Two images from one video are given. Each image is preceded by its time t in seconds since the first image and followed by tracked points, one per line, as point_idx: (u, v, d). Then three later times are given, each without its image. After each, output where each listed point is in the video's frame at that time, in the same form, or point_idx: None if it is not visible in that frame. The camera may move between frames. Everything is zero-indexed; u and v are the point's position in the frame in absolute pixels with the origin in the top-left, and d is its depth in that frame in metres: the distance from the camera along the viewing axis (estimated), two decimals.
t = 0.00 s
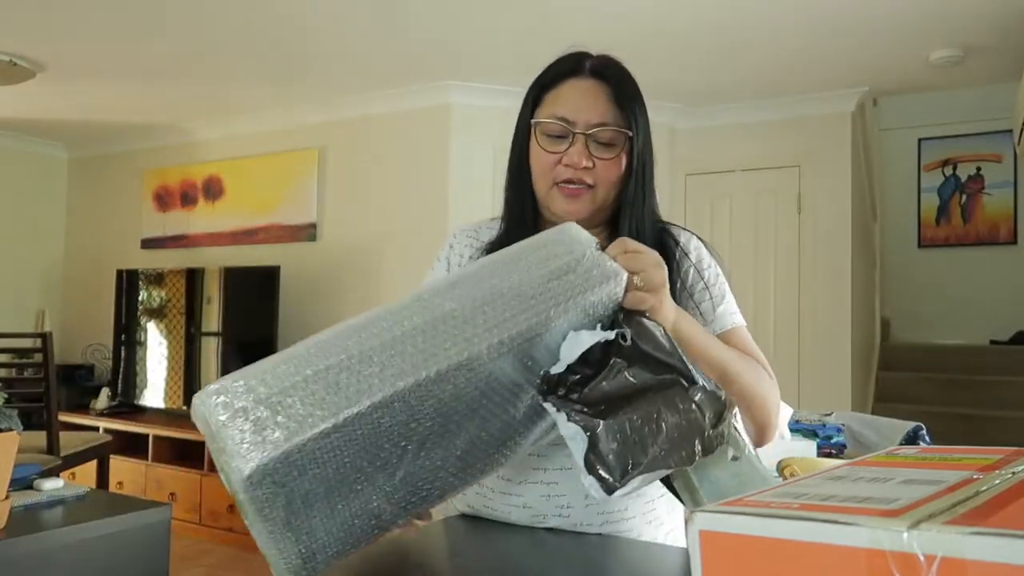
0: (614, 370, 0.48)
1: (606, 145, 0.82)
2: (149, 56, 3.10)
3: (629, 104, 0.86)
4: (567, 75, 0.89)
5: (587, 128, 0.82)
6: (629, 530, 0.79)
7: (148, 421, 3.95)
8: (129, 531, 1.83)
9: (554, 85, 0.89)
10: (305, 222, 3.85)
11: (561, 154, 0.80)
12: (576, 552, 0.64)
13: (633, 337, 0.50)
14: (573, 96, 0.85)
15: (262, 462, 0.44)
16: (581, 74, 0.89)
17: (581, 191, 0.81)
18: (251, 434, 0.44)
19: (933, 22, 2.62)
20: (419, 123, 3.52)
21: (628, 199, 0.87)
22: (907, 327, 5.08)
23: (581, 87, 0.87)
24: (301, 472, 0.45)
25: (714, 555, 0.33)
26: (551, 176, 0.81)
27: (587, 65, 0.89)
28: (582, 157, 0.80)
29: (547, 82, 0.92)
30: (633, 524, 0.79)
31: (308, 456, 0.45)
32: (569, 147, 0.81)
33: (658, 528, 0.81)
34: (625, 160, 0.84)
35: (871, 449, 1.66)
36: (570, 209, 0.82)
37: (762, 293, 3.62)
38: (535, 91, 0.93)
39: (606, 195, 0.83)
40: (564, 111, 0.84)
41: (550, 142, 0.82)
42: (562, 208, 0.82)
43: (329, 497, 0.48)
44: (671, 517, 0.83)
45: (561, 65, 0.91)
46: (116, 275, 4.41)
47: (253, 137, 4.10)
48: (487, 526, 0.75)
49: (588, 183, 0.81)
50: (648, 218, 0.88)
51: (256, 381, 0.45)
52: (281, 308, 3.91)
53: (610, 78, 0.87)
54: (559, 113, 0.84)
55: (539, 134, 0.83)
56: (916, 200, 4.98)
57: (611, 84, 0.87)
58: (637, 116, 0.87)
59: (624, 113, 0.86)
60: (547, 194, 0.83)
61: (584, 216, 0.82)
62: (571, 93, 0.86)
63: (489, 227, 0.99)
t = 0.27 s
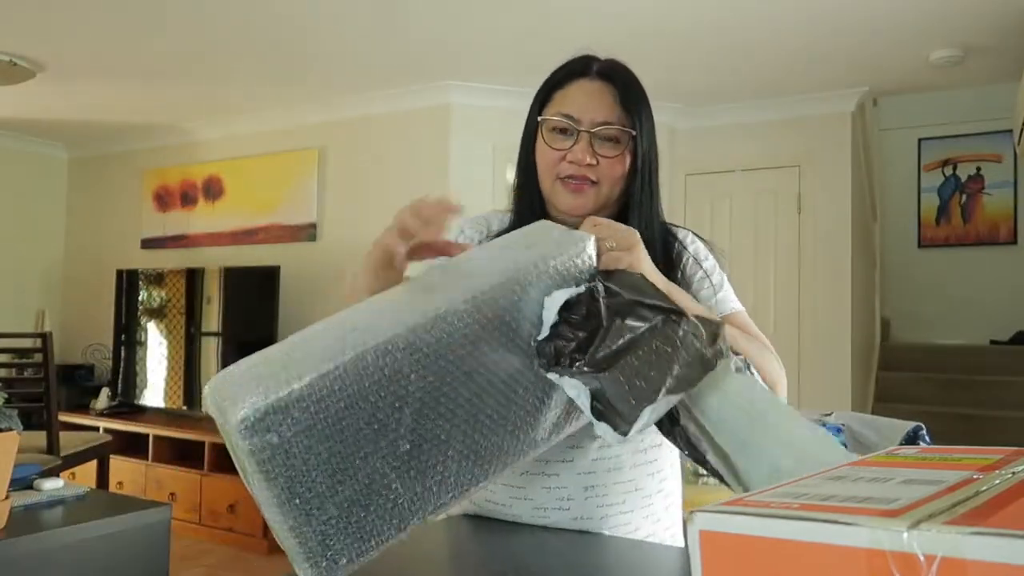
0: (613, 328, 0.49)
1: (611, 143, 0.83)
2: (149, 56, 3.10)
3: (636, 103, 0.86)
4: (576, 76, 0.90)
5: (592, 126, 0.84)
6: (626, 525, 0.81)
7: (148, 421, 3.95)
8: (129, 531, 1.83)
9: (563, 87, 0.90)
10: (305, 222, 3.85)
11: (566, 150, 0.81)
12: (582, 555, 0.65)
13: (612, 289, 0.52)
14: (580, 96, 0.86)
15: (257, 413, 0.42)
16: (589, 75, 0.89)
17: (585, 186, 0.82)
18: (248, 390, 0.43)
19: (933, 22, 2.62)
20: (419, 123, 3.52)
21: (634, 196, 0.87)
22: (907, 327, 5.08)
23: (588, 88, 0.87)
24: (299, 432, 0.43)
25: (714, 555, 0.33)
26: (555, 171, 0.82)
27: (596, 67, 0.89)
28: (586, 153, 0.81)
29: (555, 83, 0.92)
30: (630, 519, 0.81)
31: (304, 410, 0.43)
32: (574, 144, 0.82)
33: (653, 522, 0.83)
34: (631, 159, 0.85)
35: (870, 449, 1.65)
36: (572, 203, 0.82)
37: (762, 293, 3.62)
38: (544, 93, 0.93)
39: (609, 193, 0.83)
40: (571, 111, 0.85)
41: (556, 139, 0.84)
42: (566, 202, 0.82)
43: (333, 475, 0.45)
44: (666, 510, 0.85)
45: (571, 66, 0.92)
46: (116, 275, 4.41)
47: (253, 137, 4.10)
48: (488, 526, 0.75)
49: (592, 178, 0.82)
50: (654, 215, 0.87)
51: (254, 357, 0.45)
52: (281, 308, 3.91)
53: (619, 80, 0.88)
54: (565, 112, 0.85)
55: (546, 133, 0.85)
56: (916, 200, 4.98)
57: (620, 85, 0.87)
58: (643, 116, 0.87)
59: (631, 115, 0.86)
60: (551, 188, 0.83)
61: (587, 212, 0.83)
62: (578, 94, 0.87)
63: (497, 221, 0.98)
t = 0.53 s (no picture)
0: (614, 311, 0.55)
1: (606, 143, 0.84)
2: (149, 56, 3.10)
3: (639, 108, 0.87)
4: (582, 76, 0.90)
5: (590, 127, 0.85)
6: (628, 523, 0.80)
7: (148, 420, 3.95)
8: (129, 531, 1.83)
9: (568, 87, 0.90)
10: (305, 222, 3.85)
11: (561, 148, 0.82)
12: (585, 554, 0.65)
13: (610, 276, 0.57)
14: (584, 97, 0.87)
15: (271, 399, 0.47)
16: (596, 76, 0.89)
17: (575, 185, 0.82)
18: (265, 382, 0.47)
19: (933, 22, 2.62)
20: (419, 123, 3.52)
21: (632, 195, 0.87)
22: (907, 327, 5.08)
23: (592, 89, 0.88)
24: (309, 419, 0.48)
25: (714, 555, 0.33)
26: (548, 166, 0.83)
27: (603, 68, 0.89)
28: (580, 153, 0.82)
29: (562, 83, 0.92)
30: (632, 516, 0.80)
31: (314, 398, 0.48)
32: (569, 142, 0.83)
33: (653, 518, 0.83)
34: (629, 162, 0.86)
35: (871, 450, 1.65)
36: (562, 199, 0.83)
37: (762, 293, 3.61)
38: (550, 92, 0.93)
39: (601, 194, 0.84)
40: (571, 111, 0.86)
41: (554, 138, 0.85)
42: (556, 199, 0.83)
43: (339, 462, 0.50)
44: (666, 506, 0.85)
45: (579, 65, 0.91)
46: (116, 275, 4.41)
47: (253, 137, 4.10)
48: (488, 526, 0.75)
49: (583, 179, 0.82)
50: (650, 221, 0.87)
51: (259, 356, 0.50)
52: (281, 308, 3.91)
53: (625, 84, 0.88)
54: (566, 110, 0.86)
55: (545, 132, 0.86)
56: (915, 200, 4.98)
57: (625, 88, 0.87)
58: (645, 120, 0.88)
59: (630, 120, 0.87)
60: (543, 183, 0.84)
61: (579, 211, 0.83)
62: (584, 95, 0.87)
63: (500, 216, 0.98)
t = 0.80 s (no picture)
0: (644, 314, 0.54)
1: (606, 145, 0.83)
2: (149, 56, 3.11)
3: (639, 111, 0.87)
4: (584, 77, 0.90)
5: (591, 128, 0.84)
6: (630, 525, 0.81)
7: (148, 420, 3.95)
8: (129, 531, 1.83)
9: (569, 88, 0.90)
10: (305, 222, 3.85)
11: (562, 149, 0.82)
12: (587, 554, 0.65)
13: (634, 279, 0.57)
14: (584, 97, 0.87)
15: (285, 399, 0.47)
16: (596, 77, 0.89)
17: (575, 186, 0.81)
18: (280, 382, 0.48)
19: (933, 23, 2.62)
20: (419, 123, 3.52)
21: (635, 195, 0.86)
22: (907, 327, 5.08)
23: (593, 90, 0.88)
24: (323, 420, 0.49)
25: (714, 555, 0.33)
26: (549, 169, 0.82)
27: (606, 70, 0.89)
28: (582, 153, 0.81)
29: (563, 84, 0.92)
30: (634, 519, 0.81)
31: (329, 398, 0.49)
32: (570, 144, 0.83)
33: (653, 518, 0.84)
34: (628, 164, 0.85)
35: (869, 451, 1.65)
36: (562, 200, 0.81)
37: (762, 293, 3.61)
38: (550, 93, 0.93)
39: (600, 195, 0.83)
40: (571, 112, 0.85)
41: (554, 138, 0.85)
42: (556, 199, 0.82)
43: (351, 464, 0.50)
44: (665, 504, 0.86)
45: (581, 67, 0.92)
46: (116, 275, 4.41)
47: (253, 137, 4.10)
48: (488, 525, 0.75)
49: (584, 179, 0.81)
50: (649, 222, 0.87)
51: (276, 356, 0.51)
52: (281, 308, 3.91)
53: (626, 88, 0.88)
54: (567, 112, 0.85)
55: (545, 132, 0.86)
56: (915, 200, 4.98)
57: (627, 91, 0.88)
58: (644, 124, 0.88)
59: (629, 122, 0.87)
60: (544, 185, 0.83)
61: (578, 212, 0.82)
62: (585, 96, 0.87)
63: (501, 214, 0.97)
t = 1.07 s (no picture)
0: (692, 314, 0.55)
1: (627, 163, 0.83)
2: (149, 57, 3.11)
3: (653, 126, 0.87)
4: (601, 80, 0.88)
5: (615, 143, 0.83)
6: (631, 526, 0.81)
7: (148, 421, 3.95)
8: (129, 531, 1.83)
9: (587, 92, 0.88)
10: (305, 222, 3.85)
11: (585, 164, 0.82)
12: (586, 554, 0.64)
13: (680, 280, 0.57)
14: (604, 108, 0.86)
15: (278, 394, 0.52)
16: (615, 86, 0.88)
17: (594, 201, 0.82)
18: (276, 375, 0.52)
19: (933, 23, 2.62)
20: (419, 123, 3.52)
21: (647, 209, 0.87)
22: (907, 327, 5.07)
23: (613, 100, 0.87)
24: (314, 414, 0.53)
25: (714, 555, 0.33)
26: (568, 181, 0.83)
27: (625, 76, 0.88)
28: (604, 171, 0.81)
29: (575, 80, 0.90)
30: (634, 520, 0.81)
31: (321, 397, 0.53)
32: (593, 158, 0.82)
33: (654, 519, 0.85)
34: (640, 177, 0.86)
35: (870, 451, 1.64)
36: (582, 215, 0.83)
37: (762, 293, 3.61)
38: (558, 88, 0.91)
39: (613, 210, 0.85)
40: (594, 124, 0.84)
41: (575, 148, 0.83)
42: (575, 213, 0.83)
43: (341, 456, 0.54)
44: (664, 503, 0.86)
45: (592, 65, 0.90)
46: (116, 275, 4.41)
47: (253, 137, 4.10)
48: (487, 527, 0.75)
49: (603, 196, 0.82)
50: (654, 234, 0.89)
51: (285, 353, 0.55)
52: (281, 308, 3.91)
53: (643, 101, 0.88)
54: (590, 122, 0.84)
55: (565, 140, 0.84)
56: (915, 200, 4.97)
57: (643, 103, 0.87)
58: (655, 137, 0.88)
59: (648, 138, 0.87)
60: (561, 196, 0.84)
61: (592, 226, 0.84)
62: (607, 107, 0.86)
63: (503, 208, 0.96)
